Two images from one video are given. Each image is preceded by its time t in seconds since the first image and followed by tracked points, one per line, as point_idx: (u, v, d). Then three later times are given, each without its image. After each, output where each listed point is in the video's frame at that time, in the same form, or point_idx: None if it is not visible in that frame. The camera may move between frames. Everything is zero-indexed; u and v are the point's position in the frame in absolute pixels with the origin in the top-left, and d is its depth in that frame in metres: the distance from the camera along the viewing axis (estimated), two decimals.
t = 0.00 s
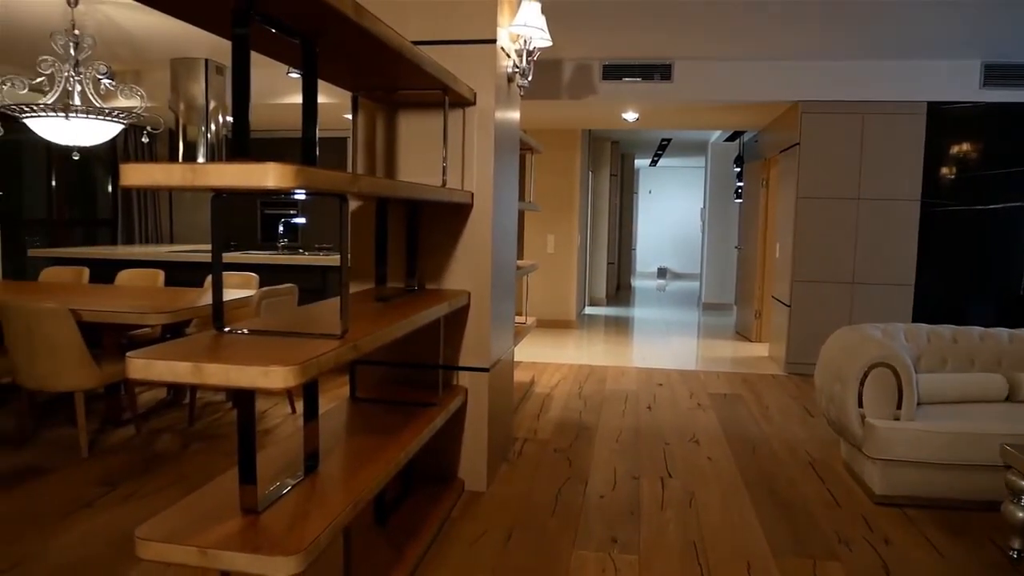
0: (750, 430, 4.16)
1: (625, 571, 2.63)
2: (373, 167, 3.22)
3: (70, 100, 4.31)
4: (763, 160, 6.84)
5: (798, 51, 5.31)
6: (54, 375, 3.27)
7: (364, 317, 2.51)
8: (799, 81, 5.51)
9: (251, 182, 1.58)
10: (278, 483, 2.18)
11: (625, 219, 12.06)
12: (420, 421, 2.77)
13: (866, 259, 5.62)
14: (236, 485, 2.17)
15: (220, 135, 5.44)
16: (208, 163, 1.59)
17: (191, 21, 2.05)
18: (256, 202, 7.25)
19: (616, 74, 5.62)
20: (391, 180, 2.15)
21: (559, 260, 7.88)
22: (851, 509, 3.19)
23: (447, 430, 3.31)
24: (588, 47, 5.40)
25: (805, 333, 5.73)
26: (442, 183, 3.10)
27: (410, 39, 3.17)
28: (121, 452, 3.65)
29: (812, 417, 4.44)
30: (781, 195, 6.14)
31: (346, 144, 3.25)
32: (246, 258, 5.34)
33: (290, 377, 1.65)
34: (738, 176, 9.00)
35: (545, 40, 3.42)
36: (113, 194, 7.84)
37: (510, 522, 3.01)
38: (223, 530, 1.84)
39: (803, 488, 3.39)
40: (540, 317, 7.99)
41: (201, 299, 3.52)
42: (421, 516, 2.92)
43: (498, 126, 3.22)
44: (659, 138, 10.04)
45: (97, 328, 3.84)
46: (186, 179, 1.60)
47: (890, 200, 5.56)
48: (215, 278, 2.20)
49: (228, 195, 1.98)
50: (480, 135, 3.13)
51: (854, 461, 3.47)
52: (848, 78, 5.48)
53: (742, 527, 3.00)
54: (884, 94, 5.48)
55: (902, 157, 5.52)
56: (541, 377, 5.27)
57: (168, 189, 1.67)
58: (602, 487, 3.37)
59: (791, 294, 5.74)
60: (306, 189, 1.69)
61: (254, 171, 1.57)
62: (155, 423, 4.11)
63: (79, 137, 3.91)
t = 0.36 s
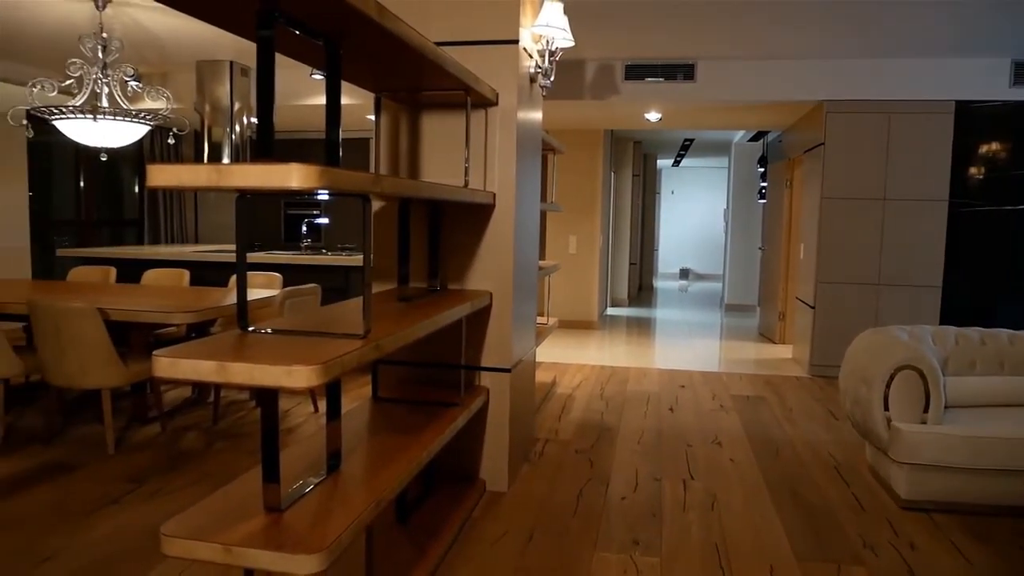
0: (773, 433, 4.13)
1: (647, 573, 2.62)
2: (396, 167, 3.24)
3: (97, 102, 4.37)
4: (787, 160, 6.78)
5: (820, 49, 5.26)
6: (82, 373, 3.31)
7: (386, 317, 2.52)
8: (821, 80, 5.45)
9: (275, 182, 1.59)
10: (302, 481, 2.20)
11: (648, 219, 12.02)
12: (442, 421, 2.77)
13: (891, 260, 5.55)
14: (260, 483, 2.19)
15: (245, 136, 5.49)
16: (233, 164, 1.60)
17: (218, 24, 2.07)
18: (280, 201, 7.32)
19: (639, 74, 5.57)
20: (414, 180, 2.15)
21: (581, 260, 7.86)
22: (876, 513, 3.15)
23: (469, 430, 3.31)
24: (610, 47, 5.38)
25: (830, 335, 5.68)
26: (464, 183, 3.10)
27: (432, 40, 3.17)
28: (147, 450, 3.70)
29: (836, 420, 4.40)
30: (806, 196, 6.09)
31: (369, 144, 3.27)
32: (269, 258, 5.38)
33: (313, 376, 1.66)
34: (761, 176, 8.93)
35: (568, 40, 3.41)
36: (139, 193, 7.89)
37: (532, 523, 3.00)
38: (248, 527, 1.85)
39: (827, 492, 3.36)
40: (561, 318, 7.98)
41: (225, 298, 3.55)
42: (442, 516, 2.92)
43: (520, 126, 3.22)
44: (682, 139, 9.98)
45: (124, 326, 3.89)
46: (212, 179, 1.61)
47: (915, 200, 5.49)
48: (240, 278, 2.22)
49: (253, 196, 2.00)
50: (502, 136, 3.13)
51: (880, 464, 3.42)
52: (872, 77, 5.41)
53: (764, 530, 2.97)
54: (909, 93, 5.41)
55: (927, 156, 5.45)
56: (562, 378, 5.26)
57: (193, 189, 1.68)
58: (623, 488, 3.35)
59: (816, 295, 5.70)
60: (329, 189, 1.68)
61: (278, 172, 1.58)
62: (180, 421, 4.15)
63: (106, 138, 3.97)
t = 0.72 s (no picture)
0: (801, 437, 4.08)
1: None
2: (423, 168, 3.25)
3: (129, 104, 4.44)
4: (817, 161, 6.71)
5: (848, 48, 5.19)
6: (114, 371, 3.36)
7: (412, 317, 2.53)
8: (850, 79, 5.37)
9: (304, 183, 1.60)
10: (328, 480, 2.21)
11: (674, 221, 11.95)
12: (467, 422, 2.78)
13: (920, 262, 5.47)
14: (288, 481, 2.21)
15: (273, 138, 5.54)
16: (262, 164, 1.61)
17: (250, 26, 2.09)
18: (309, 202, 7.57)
19: (666, 73, 5.54)
20: (441, 181, 2.16)
21: (606, 261, 7.84)
22: (906, 519, 3.10)
23: (494, 431, 3.31)
24: (636, 48, 5.35)
25: (859, 338, 5.62)
26: (491, 184, 3.11)
27: (460, 40, 3.18)
28: (176, 447, 3.74)
29: (866, 424, 4.34)
30: (836, 197, 6.02)
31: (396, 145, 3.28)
32: (297, 258, 5.43)
33: (340, 376, 1.67)
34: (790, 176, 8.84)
35: (594, 41, 3.40)
36: (169, 194, 8.12)
37: (556, 524, 3.00)
38: (275, 525, 1.87)
39: (856, 497, 3.31)
40: (587, 319, 7.97)
41: (253, 298, 3.58)
42: (467, 516, 2.93)
43: (547, 127, 3.21)
44: (709, 139, 9.91)
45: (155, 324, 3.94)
46: (241, 180, 1.62)
47: (945, 202, 5.41)
48: (268, 279, 2.24)
49: (281, 197, 2.01)
50: (529, 136, 3.13)
51: (911, 469, 3.37)
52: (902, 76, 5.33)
53: (792, 535, 2.94)
54: (939, 92, 5.31)
55: (957, 156, 5.36)
56: (587, 380, 5.25)
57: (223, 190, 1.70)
58: (648, 491, 3.34)
59: (845, 298, 5.64)
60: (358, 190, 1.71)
61: (307, 173, 1.59)
62: (208, 419, 4.20)
63: (137, 140, 4.03)
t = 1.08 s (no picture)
0: (827, 440, 4.04)
1: None
2: (447, 169, 3.26)
3: (158, 106, 4.50)
4: (843, 161, 6.63)
5: (873, 48, 5.13)
6: (142, 369, 3.41)
7: (436, 317, 2.53)
8: (875, 78, 5.31)
9: (330, 184, 1.61)
10: (352, 479, 2.22)
11: (699, 221, 11.88)
12: (490, 422, 2.78)
13: (948, 264, 5.39)
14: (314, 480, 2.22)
15: (298, 138, 5.59)
16: (289, 165, 1.63)
17: (279, 29, 2.11)
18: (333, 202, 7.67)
19: (690, 74, 5.52)
20: (466, 181, 2.16)
21: (630, 262, 7.82)
22: (934, 525, 3.05)
23: (517, 432, 3.31)
24: (659, 48, 5.34)
25: (886, 341, 5.54)
26: (515, 185, 3.11)
27: (485, 41, 3.19)
28: (202, 445, 3.79)
29: (894, 428, 4.28)
30: (863, 198, 5.95)
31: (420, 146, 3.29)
32: (322, 258, 5.47)
33: (365, 375, 1.68)
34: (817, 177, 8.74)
35: (619, 41, 3.39)
36: (196, 195, 8.29)
37: (579, 526, 2.99)
38: (300, 523, 1.88)
39: (883, 502, 3.26)
40: (610, 320, 7.95)
41: (278, 298, 3.61)
42: (490, 516, 2.93)
43: (571, 128, 3.21)
44: (735, 139, 9.83)
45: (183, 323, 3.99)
46: (268, 181, 1.63)
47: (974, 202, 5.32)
48: (294, 278, 2.25)
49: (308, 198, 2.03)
50: (552, 137, 3.13)
51: (940, 474, 3.32)
52: (928, 75, 5.25)
53: (818, 539, 2.91)
54: (967, 91, 5.23)
55: (986, 156, 5.28)
56: (611, 381, 5.23)
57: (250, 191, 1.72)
58: (672, 493, 3.32)
59: (873, 300, 5.57)
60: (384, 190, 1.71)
61: (333, 174, 1.60)
62: (234, 418, 4.25)
63: (166, 141, 4.08)
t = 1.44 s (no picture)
0: (840, 441, 4.02)
1: None
2: (459, 169, 3.27)
3: (172, 107, 4.53)
4: (856, 161, 6.59)
5: (885, 47, 5.09)
6: (156, 368, 3.43)
7: (448, 317, 2.54)
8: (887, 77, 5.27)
9: (343, 185, 1.62)
10: (363, 479, 2.23)
11: (711, 221, 11.84)
12: (502, 422, 2.78)
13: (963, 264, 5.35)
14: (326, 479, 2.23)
15: (310, 139, 5.61)
16: (302, 166, 1.63)
17: (292, 30, 2.12)
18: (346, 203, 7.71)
19: (702, 73, 5.50)
20: (478, 182, 2.16)
21: (642, 262, 7.80)
22: (949, 528, 3.03)
23: (529, 432, 3.31)
24: (671, 48, 5.32)
25: (900, 342, 5.51)
26: (526, 185, 3.11)
27: (496, 41, 3.19)
28: (215, 444, 3.81)
29: (908, 430, 4.25)
30: (877, 198, 5.91)
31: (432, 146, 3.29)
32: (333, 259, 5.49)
33: (376, 375, 1.68)
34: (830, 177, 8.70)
35: (631, 40, 3.38)
36: (209, 195, 8.29)
37: (590, 526, 2.99)
38: (312, 523, 1.88)
39: (896, 505, 3.24)
40: (622, 320, 7.93)
41: (291, 298, 3.62)
42: (501, 517, 2.93)
43: (582, 128, 3.20)
44: (747, 139, 9.79)
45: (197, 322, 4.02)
46: (280, 182, 1.64)
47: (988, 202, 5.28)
48: (306, 278, 2.26)
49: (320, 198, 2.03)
50: (564, 136, 3.13)
51: (955, 477, 3.30)
52: (942, 74, 5.21)
53: (831, 541, 2.90)
54: (981, 89, 5.19)
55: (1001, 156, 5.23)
56: (623, 382, 5.22)
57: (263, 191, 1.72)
58: (684, 494, 3.31)
59: (887, 301, 5.54)
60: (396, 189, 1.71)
61: (345, 174, 1.61)
62: (247, 417, 4.27)
63: (178, 142, 4.10)
